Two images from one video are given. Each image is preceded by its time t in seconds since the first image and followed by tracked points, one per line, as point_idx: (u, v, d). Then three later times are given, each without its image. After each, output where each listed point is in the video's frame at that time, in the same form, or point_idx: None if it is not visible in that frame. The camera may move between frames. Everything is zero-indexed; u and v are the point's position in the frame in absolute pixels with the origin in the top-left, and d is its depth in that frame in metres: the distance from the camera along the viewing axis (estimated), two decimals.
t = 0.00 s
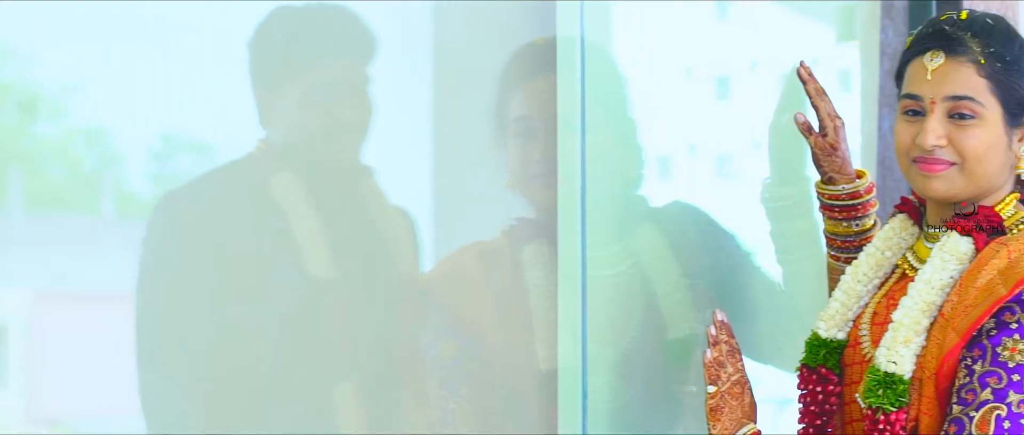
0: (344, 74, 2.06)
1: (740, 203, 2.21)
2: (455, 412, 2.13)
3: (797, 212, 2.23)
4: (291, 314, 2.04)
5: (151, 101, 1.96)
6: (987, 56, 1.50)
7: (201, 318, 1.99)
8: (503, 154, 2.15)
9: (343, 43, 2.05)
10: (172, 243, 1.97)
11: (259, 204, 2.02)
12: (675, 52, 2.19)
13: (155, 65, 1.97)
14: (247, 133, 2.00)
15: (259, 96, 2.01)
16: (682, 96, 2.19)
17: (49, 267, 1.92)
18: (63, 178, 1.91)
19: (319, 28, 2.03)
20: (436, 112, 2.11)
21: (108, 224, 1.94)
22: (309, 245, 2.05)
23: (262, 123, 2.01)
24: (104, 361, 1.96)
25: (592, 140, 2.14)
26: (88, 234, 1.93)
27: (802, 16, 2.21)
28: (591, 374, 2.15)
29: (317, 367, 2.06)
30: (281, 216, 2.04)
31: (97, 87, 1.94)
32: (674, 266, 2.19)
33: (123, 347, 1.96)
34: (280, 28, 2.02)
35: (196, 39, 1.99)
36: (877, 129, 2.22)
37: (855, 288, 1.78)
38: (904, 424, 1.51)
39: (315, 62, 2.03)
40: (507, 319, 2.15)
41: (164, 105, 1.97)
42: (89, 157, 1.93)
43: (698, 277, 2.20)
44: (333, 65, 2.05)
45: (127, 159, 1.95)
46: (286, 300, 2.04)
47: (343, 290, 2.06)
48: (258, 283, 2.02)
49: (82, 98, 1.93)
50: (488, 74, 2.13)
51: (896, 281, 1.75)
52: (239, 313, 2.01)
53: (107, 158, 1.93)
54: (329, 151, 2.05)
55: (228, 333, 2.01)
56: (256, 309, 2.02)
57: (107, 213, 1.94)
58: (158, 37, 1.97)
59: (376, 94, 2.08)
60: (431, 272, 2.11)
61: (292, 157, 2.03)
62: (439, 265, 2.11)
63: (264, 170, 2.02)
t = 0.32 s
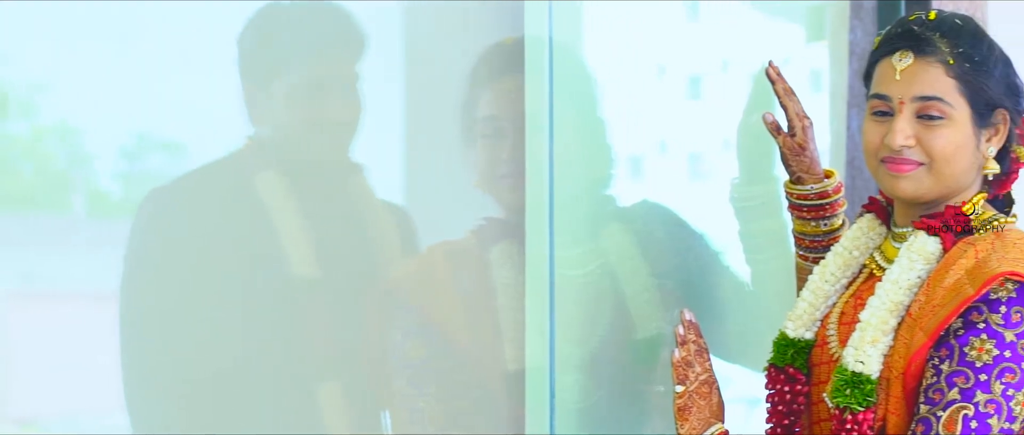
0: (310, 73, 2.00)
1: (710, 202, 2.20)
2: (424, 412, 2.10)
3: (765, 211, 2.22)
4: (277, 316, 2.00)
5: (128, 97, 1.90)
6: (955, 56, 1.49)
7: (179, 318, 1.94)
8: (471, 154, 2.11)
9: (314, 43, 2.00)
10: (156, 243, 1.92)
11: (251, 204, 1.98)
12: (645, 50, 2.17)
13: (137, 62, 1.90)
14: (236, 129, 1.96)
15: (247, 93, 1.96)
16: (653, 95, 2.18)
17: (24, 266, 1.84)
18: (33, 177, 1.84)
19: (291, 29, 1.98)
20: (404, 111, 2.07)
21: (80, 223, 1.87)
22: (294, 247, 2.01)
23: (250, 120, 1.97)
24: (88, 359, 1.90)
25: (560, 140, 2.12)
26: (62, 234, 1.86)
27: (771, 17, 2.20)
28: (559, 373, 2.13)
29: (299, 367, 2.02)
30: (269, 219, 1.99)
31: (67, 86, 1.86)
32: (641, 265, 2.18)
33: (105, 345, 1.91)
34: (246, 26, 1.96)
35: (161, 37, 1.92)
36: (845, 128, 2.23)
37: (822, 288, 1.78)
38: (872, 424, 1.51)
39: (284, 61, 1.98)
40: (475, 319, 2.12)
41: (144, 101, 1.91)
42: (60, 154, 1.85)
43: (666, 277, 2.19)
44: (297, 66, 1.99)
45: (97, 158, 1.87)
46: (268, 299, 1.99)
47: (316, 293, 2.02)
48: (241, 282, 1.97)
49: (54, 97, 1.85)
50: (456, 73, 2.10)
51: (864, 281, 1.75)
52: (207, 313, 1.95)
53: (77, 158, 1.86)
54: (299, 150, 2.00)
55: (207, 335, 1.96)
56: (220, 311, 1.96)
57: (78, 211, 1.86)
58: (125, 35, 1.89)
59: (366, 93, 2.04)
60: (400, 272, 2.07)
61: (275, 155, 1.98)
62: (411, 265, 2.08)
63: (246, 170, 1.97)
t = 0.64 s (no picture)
0: (284, 73, 1.98)
1: (685, 203, 2.20)
2: (397, 412, 2.08)
3: (737, 212, 2.22)
4: (262, 317, 1.98)
5: (109, 95, 1.87)
6: (928, 58, 1.50)
7: (159, 319, 1.92)
8: (443, 154, 2.09)
9: (287, 44, 1.98)
10: (138, 243, 1.90)
11: (230, 203, 1.96)
12: (620, 51, 2.16)
13: (126, 59, 1.88)
14: (221, 126, 1.94)
15: (231, 92, 1.94)
16: (627, 96, 2.17)
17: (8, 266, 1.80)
18: (9, 177, 1.79)
19: (264, 27, 1.96)
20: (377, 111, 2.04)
21: (56, 225, 1.83)
22: (275, 244, 1.99)
23: (237, 117, 1.95)
24: (83, 359, 1.87)
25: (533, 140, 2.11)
26: (46, 234, 1.82)
27: (745, 18, 2.20)
28: (531, 374, 2.11)
29: (283, 365, 2.00)
30: (252, 215, 1.97)
31: (45, 87, 1.82)
32: (614, 266, 2.17)
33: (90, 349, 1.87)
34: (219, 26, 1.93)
35: (143, 35, 1.89)
36: (818, 129, 2.24)
37: (795, 288, 1.78)
38: (844, 424, 1.51)
39: (257, 60, 1.96)
40: (448, 319, 2.10)
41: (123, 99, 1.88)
42: (36, 154, 1.81)
43: (639, 277, 2.18)
44: (273, 67, 1.97)
45: (73, 158, 1.84)
46: (253, 297, 1.97)
47: (308, 293, 2.01)
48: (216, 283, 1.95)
49: (32, 99, 1.81)
50: (429, 72, 2.08)
51: (836, 282, 1.75)
52: (184, 313, 1.93)
53: (54, 157, 1.82)
54: (277, 148, 1.98)
55: (188, 336, 1.94)
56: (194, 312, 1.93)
57: (54, 213, 1.82)
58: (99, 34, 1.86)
59: (352, 90, 2.02)
60: (373, 273, 2.05)
61: (256, 152, 1.97)
62: (384, 266, 2.06)
63: (230, 166, 1.95)
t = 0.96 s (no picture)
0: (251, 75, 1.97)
1: (650, 203, 2.19)
2: (362, 412, 2.05)
3: (700, 211, 2.21)
4: (234, 316, 1.97)
5: (80, 94, 1.88)
6: (891, 58, 1.50)
7: (129, 322, 1.92)
8: (405, 153, 2.06)
9: (253, 43, 1.97)
10: (113, 243, 1.90)
11: (201, 204, 1.95)
12: (585, 50, 2.15)
13: (103, 59, 1.89)
14: (190, 129, 1.94)
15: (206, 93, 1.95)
16: (592, 95, 2.15)
17: None
18: None
19: (234, 26, 1.96)
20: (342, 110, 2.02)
21: (19, 224, 1.84)
22: (247, 246, 1.98)
23: (211, 117, 1.95)
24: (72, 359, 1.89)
25: (496, 139, 2.09)
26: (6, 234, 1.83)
27: (711, 18, 2.19)
28: (494, 373, 2.09)
29: (256, 363, 1.98)
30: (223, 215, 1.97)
31: (12, 87, 1.84)
32: (577, 266, 2.15)
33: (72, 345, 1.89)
34: (188, 27, 1.94)
35: (128, 35, 1.90)
36: (782, 128, 2.24)
37: (758, 288, 1.78)
38: (807, 424, 1.51)
39: (225, 60, 1.95)
40: (411, 317, 2.06)
41: (93, 99, 1.89)
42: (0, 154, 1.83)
43: (602, 276, 2.17)
44: (240, 67, 1.96)
45: (38, 157, 1.85)
46: (222, 295, 1.96)
47: (272, 294, 1.99)
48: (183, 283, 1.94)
49: None
50: (392, 70, 2.05)
51: (798, 281, 1.75)
52: (155, 314, 1.93)
53: (19, 156, 1.83)
54: (249, 147, 1.97)
55: (158, 335, 1.93)
56: (160, 312, 1.93)
57: (18, 211, 1.83)
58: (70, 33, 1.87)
59: (325, 87, 2.01)
60: (335, 273, 2.02)
61: (232, 152, 1.96)
62: (346, 265, 2.03)
63: (203, 163, 1.95)
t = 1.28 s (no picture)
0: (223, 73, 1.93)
1: (617, 206, 2.18)
2: (324, 415, 2.00)
3: (664, 215, 2.21)
4: (198, 319, 1.92)
5: (49, 94, 1.81)
6: (857, 62, 1.50)
7: (98, 324, 1.85)
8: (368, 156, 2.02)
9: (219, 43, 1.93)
10: (83, 244, 1.84)
11: (173, 205, 1.91)
12: (551, 52, 2.13)
13: (69, 58, 1.82)
14: (160, 133, 1.89)
15: (179, 95, 1.90)
16: (559, 98, 2.14)
17: None
18: None
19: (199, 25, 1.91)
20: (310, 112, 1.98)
21: None
22: (218, 248, 1.93)
23: (185, 120, 1.90)
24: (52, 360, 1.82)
25: (460, 141, 2.06)
26: None
27: (678, 20, 2.20)
28: (458, 376, 2.06)
29: (218, 366, 1.93)
30: (190, 214, 1.92)
31: None
32: (543, 269, 2.13)
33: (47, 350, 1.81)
34: (154, 23, 1.88)
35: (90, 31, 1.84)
36: (747, 133, 2.26)
37: (722, 291, 1.78)
38: (770, 427, 1.50)
39: (189, 59, 1.91)
40: (376, 321, 2.03)
41: (62, 100, 1.82)
42: None
43: (567, 280, 2.15)
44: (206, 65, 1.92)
45: (4, 159, 1.76)
46: (188, 298, 1.91)
47: (237, 293, 1.94)
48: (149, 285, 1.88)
49: None
50: (356, 70, 2.01)
51: (762, 285, 1.75)
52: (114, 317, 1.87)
53: None
54: (216, 147, 1.93)
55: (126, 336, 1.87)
56: (123, 317, 1.87)
57: None
58: (30, 30, 1.80)
59: (295, 87, 1.97)
60: (299, 276, 1.98)
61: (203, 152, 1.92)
62: (307, 269, 1.99)
63: (172, 165, 1.90)
